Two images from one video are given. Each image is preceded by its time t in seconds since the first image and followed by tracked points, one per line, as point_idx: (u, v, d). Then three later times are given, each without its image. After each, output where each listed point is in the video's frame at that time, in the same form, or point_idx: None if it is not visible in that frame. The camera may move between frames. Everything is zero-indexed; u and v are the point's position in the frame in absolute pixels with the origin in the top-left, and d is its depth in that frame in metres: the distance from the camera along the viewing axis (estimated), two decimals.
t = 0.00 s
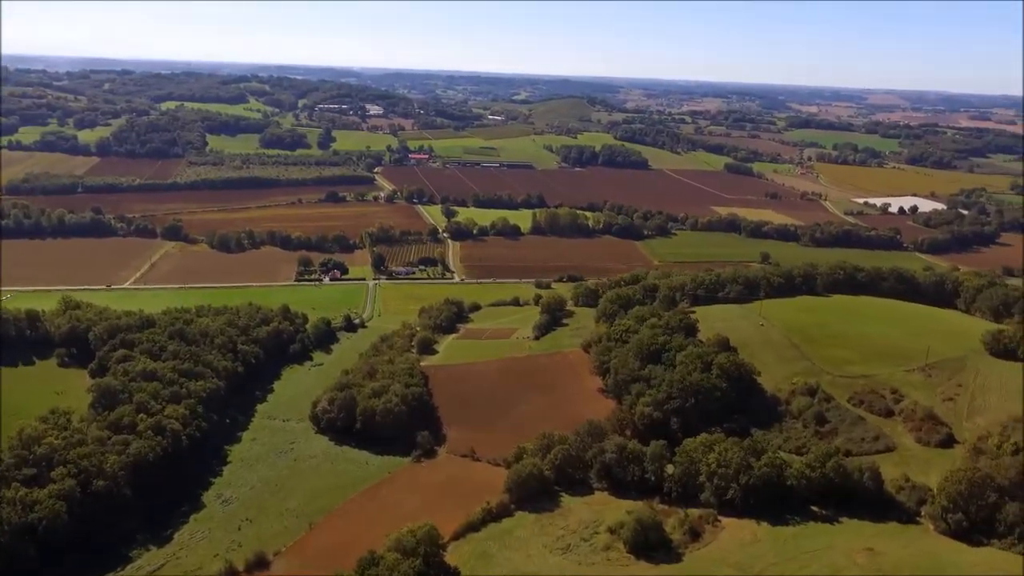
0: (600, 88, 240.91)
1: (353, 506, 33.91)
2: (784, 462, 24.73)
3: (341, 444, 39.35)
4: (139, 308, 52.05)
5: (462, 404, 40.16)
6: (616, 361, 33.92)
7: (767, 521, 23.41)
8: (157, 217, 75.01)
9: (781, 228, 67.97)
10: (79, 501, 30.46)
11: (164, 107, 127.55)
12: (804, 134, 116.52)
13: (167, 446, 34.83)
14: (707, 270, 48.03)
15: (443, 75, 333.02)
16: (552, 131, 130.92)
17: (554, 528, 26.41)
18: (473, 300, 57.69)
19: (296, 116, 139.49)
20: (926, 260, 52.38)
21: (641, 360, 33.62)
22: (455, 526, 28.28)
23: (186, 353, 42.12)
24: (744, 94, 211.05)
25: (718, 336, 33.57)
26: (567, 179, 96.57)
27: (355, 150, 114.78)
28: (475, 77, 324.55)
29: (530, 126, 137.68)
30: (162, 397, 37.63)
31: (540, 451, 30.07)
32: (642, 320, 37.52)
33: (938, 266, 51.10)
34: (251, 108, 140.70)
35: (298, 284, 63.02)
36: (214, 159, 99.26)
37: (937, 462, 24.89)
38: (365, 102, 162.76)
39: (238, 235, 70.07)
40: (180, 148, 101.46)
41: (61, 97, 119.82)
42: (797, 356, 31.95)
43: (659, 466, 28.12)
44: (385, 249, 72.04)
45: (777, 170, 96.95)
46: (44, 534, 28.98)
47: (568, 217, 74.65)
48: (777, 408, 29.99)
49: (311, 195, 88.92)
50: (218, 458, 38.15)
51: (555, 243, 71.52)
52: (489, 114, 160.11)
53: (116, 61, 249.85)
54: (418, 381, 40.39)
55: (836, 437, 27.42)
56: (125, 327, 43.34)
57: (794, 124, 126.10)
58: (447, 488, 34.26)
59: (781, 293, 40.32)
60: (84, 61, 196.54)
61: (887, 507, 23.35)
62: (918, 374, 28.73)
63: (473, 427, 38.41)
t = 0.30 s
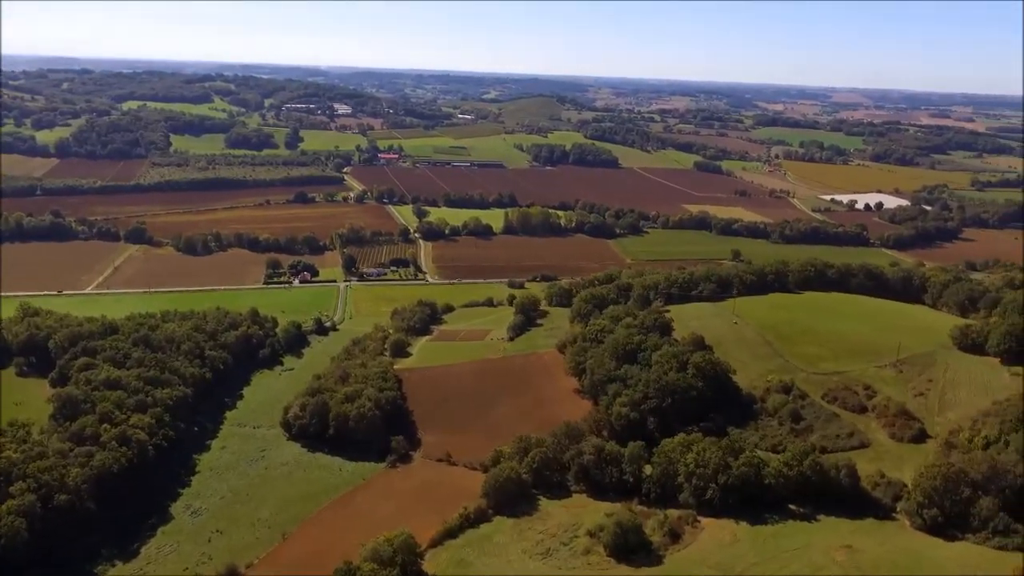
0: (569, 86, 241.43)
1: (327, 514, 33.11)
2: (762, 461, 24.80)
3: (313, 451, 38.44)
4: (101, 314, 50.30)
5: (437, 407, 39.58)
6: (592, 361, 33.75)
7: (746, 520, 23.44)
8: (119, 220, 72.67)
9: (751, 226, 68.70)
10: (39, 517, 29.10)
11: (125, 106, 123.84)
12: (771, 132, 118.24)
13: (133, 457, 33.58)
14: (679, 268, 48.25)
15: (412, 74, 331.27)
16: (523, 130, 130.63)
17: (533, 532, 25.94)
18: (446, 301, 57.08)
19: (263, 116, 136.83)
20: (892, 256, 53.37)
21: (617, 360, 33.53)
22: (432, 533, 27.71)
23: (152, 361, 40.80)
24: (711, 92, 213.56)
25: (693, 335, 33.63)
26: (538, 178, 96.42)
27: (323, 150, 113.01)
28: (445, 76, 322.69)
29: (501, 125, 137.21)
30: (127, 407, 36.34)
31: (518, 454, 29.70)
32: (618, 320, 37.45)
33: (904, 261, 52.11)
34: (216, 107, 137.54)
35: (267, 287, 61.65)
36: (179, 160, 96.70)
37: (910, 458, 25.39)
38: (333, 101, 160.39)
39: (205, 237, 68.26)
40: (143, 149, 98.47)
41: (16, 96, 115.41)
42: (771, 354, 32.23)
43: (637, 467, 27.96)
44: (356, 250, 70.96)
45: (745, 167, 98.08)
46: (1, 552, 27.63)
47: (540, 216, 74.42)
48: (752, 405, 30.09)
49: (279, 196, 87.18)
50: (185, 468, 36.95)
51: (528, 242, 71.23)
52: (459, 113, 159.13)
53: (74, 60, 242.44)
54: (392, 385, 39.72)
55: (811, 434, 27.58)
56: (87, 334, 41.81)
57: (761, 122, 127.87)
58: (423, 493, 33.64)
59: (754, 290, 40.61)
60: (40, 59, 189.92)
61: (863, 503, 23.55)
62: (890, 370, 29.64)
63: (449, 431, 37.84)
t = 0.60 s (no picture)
0: (544, 85, 241.46)
1: (305, 521, 32.31)
2: (745, 461, 24.78)
3: (289, 458, 37.57)
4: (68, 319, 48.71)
5: (416, 410, 39.02)
6: (573, 362, 33.51)
7: (730, 521, 23.37)
8: (86, 221, 70.61)
9: (727, 224, 69.16)
10: (4, 531, 27.75)
11: (91, 106, 120.68)
12: (745, 131, 119.40)
13: (103, 468, 32.41)
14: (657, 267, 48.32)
15: (386, 74, 328.18)
16: (498, 129, 130.18)
17: (516, 538, 25.49)
18: (424, 302, 56.47)
19: (235, 116, 134.51)
20: (865, 253, 54.00)
21: (598, 361, 33.34)
22: (414, 540, 27.15)
23: (122, 367, 39.58)
24: (684, 91, 214.90)
25: (674, 335, 33.59)
26: (515, 177, 96.08)
27: (297, 150, 111.42)
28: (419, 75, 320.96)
29: (477, 124, 136.61)
30: (97, 416, 35.11)
31: (500, 458, 29.32)
32: (598, 320, 37.28)
33: (877, 258, 52.77)
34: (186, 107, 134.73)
35: (240, 290, 60.43)
36: (148, 160, 94.44)
37: (890, 455, 25.63)
38: (306, 101, 158.26)
39: (176, 239, 66.66)
40: (111, 149, 96.05)
41: None
42: (751, 352, 32.34)
43: (620, 469, 27.76)
44: (331, 251, 69.95)
45: (720, 166, 98.81)
46: None
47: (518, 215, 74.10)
48: (733, 405, 30.11)
49: (252, 197, 85.67)
50: (158, 478, 35.86)
51: (505, 242, 70.85)
52: (434, 112, 158.17)
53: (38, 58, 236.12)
54: (370, 390, 39.08)
55: (792, 433, 27.67)
56: (53, 341, 40.39)
57: (735, 121, 129.14)
58: (404, 498, 33.00)
59: (732, 289, 40.75)
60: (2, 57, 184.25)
61: (846, 502, 23.64)
62: (868, 367, 29.90)
63: (428, 434, 37.28)
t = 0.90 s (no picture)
0: (525, 84, 241.35)
1: (289, 529, 31.37)
2: (734, 462, 24.71)
3: (271, 465, 36.82)
4: (42, 324, 47.42)
5: (402, 414, 38.59)
6: (559, 364, 33.28)
7: (721, 523, 23.29)
8: (59, 223, 68.93)
9: (709, 222, 69.43)
10: None
11: (64, 105, 118.21)
12: (724, 130, 120.19)
13: (79, 478, 31.47)
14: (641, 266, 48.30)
15: (365, 74, 325.75)
16: (479, 128, 129.70)
17: (504, 543, 25.10)
18: (407, 304, 55.91)
19: (212, 116, 132.57)
20: (845, 251, 54.48)
21: (584, 362, 33.16)
22: (400, 547, 26.60)
23: (98, 374, 38.60)
24: (665, 90, 215.85)
25: (660, 336, 33.50)
26: (498, 177, 95.72)
27: (276, 150, 110.06)
28: (399, 74, 319.35)
29: (458, 123, 135.94)
30: (72, 424, 34.13)
31: (487, 462, 28.94)
32: (583, 321, 37.07)
33: (857, 256, 53.27)
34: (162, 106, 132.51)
35: (219, 292, 59.41)
36: (124, 161, 92.63)
37: (877, 454, 25.75)
38: (285, 101, 156.38)
39: (153, 241, 65.35)
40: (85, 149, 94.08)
41: None
42: (737, 352, 32.38)
43: (608, 472, 27.55)
44: (312, 253, 69.10)
45: (701, 164, 99.24)
46: None
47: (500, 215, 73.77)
48: (720, 405, 30.07)
49: (230, 198, 84.34)
50: (136, 487, 35.00)
51: (488, 242, 70.47)
52: (414, 111, 157.26)
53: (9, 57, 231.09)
54: (354, 394, 38.52)
55: (779, 433, 27.71)
56: (26, 347, 39.25)
57: (715, 120, 129.95)
58: (389, 504, 32.35)
59: (716, 288, 40.80)
60: None
61: (835, 502, 23.66)
62: (853, 366, 30.05)
63: (414, 439, 36.75)
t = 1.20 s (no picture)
0: (508, 83, 241.27)
1: (275, 537, 30.19)
2: (725, 464, 24.62)
3: (255, 471, 36.11)
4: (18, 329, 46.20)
5: (389, 418, 38.12)
6: (547, 366, 33.03)
7: (713, 526, 23.17)
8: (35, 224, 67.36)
9: (694, 221, 69.62)
10: None
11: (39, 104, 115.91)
12: (707, 128, 120.89)
13: (57, 487, 30.58)
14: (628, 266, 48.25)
15: (347, 73, 323.32)
16: (463, 127, 129.26)
17: (495, 549, 24.73)
18: (393, 305, 55.38)
19: (192, 115, 130.79)
20: (828, 249, 54.86)
21: (573, 364, 32.97)
22: (388, 554, 26.04)
23: (77, 380, 37.64)
24: (647, 89, 216.68)
25: (649, 337, 33.38)
26: (482, 176, 95.37)
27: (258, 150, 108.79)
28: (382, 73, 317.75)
29: (441, 123, 135.31)
30: (50, 432, 33.20)
31: (476, 467, 28.58)
32: (571, 322, 36.82)
33: (840, 254, 53.67)
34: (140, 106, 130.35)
35: (201, 295, 58.46)
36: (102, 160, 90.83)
37: (867, 453, 25.80)
38: (266, 101, 154.65)
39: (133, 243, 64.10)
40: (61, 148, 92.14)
41: None
42: (726, 352, 32.35)
43: (599, 475, 27.35)
44: (296, 254, 68.28)
45: (685, 163, 99.57)
46: None
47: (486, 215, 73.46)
48: (709, 406, 29.99)
49: (212, 199, 83.12)
50: (116, 496, 34.19)
51: (474, 242, 70.10)
52: (398, 111, 156.51)
53: None
54: (340, 398, 38.01)
55: (769, 433, 27.68)
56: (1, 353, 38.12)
57: (698, 119, 130.62)
58: (377, 509, 31.60)
59: (704, 287, 40.80)
60: None
61: (826, 504, 23.65)
62: (841, 365, 30.14)
63: (402, 443, 36.26)
